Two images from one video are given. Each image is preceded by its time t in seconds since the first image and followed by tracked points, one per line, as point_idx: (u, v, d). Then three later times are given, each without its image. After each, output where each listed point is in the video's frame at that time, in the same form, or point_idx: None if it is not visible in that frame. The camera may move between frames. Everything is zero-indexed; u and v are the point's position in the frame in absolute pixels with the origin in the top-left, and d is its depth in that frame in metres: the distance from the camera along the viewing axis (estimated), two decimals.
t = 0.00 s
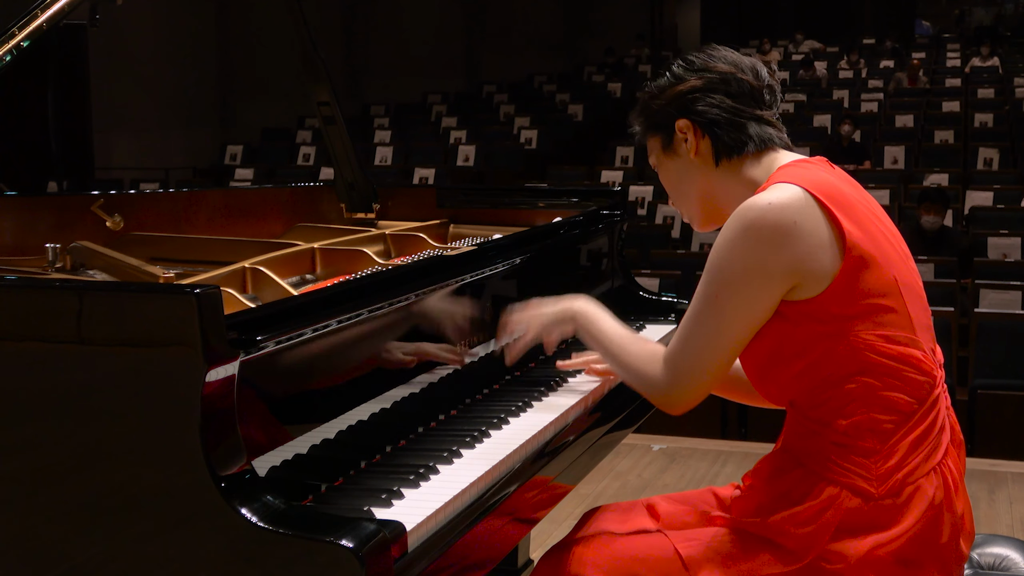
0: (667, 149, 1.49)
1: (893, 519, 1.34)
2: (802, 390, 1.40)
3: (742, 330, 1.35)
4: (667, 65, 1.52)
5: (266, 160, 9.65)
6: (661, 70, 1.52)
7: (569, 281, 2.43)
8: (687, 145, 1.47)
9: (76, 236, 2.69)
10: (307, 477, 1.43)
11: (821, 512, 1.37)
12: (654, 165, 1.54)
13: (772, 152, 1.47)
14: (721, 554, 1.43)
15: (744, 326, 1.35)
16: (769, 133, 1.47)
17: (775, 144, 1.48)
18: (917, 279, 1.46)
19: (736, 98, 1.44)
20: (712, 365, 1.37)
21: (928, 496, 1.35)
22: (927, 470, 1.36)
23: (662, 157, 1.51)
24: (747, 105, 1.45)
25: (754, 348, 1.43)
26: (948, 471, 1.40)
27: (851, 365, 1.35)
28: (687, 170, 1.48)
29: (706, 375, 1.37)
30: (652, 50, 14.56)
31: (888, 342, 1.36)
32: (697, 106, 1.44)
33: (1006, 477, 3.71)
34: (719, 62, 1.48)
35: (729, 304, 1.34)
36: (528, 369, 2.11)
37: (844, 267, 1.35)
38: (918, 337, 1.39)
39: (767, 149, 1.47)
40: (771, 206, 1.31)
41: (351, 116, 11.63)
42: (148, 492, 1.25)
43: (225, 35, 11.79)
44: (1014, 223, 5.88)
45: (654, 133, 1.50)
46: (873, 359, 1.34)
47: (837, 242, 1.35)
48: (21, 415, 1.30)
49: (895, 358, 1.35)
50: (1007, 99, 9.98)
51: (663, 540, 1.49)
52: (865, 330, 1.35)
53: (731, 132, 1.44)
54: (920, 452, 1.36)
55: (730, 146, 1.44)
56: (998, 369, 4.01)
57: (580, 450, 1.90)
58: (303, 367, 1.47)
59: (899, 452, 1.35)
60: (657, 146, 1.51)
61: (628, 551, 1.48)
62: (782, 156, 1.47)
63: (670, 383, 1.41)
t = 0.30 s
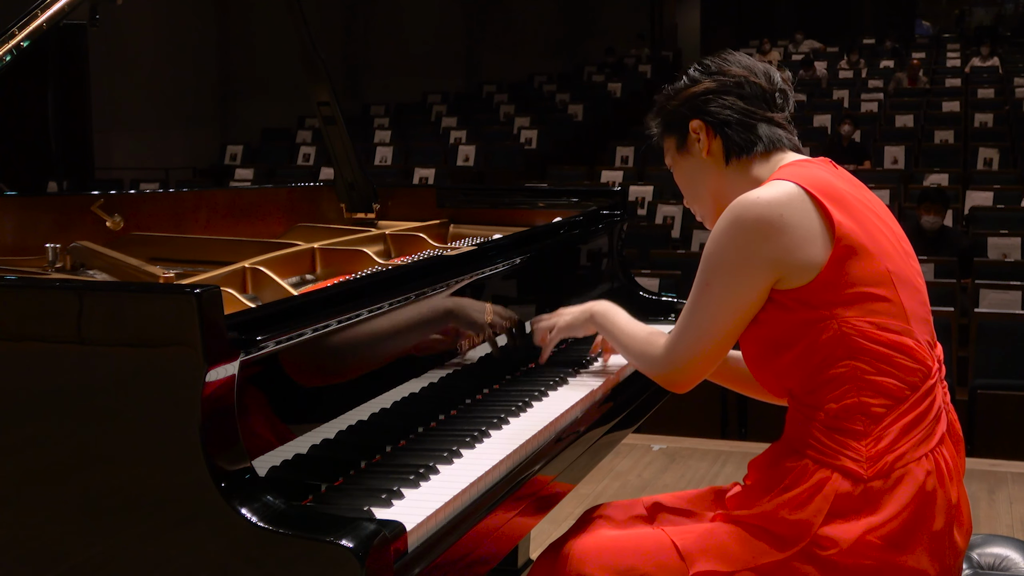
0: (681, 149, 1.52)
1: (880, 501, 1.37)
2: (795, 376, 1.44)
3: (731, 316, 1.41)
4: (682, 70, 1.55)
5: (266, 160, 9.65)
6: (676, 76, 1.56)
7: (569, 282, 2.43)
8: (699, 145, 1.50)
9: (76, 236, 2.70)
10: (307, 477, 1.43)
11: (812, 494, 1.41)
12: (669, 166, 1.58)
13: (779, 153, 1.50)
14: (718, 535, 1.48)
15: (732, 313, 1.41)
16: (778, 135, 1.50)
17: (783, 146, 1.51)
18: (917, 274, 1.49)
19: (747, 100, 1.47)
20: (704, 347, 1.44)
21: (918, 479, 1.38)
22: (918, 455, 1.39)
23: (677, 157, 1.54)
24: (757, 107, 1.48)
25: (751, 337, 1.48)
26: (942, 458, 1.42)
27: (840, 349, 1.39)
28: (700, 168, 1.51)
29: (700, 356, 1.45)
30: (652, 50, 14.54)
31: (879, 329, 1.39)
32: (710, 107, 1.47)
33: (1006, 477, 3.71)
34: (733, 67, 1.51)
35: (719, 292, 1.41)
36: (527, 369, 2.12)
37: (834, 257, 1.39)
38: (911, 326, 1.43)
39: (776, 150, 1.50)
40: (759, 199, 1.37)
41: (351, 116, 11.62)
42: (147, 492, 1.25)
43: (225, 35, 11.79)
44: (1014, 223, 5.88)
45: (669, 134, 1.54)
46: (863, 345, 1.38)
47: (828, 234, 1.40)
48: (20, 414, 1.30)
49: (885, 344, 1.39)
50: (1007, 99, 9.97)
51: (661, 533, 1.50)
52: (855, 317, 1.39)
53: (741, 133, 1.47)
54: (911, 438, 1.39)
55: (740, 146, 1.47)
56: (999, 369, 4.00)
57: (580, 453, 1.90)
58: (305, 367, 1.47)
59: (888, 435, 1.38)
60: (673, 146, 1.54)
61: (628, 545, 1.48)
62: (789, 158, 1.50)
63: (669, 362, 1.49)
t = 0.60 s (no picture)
0: (687, 155, 1.53)
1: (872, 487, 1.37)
2: (791, 365, 1.45)
3: (733, 310, 1.42)
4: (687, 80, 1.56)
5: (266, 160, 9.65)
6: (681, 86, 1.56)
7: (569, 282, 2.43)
8: (705, 151, 1.50)
9: (76, 236, 2.70)
10: (307, 477, 1.43)
11: (805, 481, 1.41)
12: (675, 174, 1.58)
13: (782, 155, 1.50)
14: (714, 525, 1.48)
15: (733, 307, 1.42)
16: (782, 140, 1.51)
17: (786, 149, 1.51)
18: (916, 270, 1.50)
19: (751, 107, 1.48)
20: (707, 343, 1.45)
21: (910, 465, 1.38)
22: (912, 442, 1.39)
23: (683, 164, 1.54)
24: (761, 113, 1.49)
25: (749, 330, 1.49)
26: (938, 448, 1.42)
27: (835, 338, 1.40)
28: (705, 174, 1.52)
29: (705, 353, 1.45)
30: (652, 50, 14.55)
31: (873, 318, 1.40)
32: (715, 114, 1.48)
33: (1006, 477, 3.71)
34: (737, 74, 1.51)
35: (721, 287, 1.42)
36: (527, 369, 2.11)
37: (830, 249, 1.40)
38: (907, 318, 1.43)
39: (779, 153, 1.50)
40: (756, 193, 1.39)
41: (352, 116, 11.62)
42: (148, 492, 1.25)
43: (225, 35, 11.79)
44: (1014, 223, 5.88)
45: (675, 141, 1.54)
46: (856, 331, 1.39)
47: (824, 228, 1.41)
48: (21, 414, 1.30)
49: (880, 333, 1.39)
50: (1007, 99, 9.97)
51: (660, 528, 1.50)
52: (850, 307, 1.40)
53: (746, 137, 1.47)
54: (905, 425, 1.39)
55: (744, 150, 1.47)
56: (1000, 369, 4.00)
57: (579, 452, 1.90)
58: (305, 365, 1.47)
59: (881, 422, 1.38)
60: (679, 153, 1.54)
61: (627, 542, 1.48)
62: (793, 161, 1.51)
63: (675, 361, 1.50)
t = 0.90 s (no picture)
0: (687, 157, 1.53)
1: (871, 481, 1.37)
2: (791, 362, 1.45)
3: (735, 309, 1.42)
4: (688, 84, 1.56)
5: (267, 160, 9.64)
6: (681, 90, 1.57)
7: (569, 282, 2.42)
8: (704, 153, 1.50)
9: (76, 236, 2.69)
10: (307, 477, 1.43)
11: (804, 476, 1.41)
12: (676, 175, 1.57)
13: (782, 156, 1.50)
14: (713, 522, 1.48)
15: (734, 305, 1.42)
16: (780, 142, 1.51)
17: (785, 152, 1.51)
18: (915, 267, 1.50)
19: (750, 110, 1.48)
20: (711, 342, 1.44)
21: (910, 460, 1.38)
22: (911, 437, 1.39)
23: (683, 166, 1.54)
24: (760, 116, 1.49)
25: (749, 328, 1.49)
26: (937, 444, 1.42)
27: (835, 335, 1.40)
28: (705, 175, 1.52)
29: (706, 351, 1.45)
30: (652, 50, 14.54)
31: (872, 313, 1.40)
32: (715, 115, 1.48)
33: (1006, 477, 3.71)
34: (738, 78, 1.52)
35: (723, 286, 1.41)
36: (527, 368, 2.11)
37: (829, 245, 1.40)
38: (907, 315, 1.43)
39: (779, 156, 1.50)
40: (756, 191, 1.39)
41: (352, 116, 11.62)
42: (148, 493, 1.25)
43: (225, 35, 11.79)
44: (1013, 223, 5.88)
45: (676, 144, 1.54)
46: (855, 327, 1.39)
47: (825, 224, 1.41)
48: (21, 415, 1.30)
49: (879, 329, 1.39)
50: (1007, 99, 9.98)
51: (660, 527, 1.50)
52: (849, 303, 1.40)
53: (745, 140, 1.47)
54: (905, 420, 1.39)
55: (743, 151, 1.47)
56: (1000, 369, 4.00)
57: (580, 451, 1.90)
58: (306, 365, 1.47)
59: (881, 417, 1.38)
60: (679, 156, 1.54)
61: (627, 541, 1.48)
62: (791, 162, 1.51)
63: (679, 361, 1.49)
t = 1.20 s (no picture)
0: (690, 156, 1.53)
1: (873, 481, 1.37)
2: (793, 362, 1.45)
3: (738, 311, 1.42)
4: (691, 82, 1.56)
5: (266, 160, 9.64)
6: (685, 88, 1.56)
7: (568, 282, 2.42)
8: (707, 152, 1.50)
9: (76, 236, 2.69)
10: (307, 477, 1.43)
11: (805, 476, 1.41)
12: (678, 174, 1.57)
13: (785, 156, 1.50)
14: (714, 522, 1.48)
15: (737, 305, 1.42)
16: (782, 142, 1.51)
17: (787, 151, 1.51)
18: (918, 268, 1.50)
19: (753, 109, 1.48)
20: (714, 343, 1.44)
21: (911, 460, 1.37)
22: (912, 438, 1.39)
23: (685, 164, 1.54)
24: (763, 115, 1.49)
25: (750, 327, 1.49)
26: (938, 444, 1.42)
27: (837, 335, 1.39)
28: (707, 174, 1.52)
29: (710, 352, 1.45)
30: (652, 50, 14.54)
31: (874, 314, 1.40)
32: (717, 114, 1.48)
33: (1006, 477, 3.71)
34: (741, 77, 1.51)
35: (726, 287, 1.41)
36: (527, 368, 2.11)
37: (832, 245, 1.40)
38: (910, 316, 1.43)
39: (782, 155, 1.50)
40: (759, 191, 1.39)
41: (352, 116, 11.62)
42: (147, 494, 1.25)
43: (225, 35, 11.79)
44: (1013, 223, 5.88)
45: (678, 143, 1.54)
46: (857, 327, 1.39)
47: (827, 224, 1.41)
48: (21, 415, 1.30)
49: (881, 329, 1.39)
50: (1007, 99, 9.98)
51: (660, 528, 1.51)
52: (851, 304, 1.40)
53: (749, 138, 1.47)
54: (906, 421, 1.39)
55: (746, 150, 1.47)
56: (999, 370, 4.00)
57: (580, 452, 1.90)
58: (306, 364, 1.47)
59: (883, 417, 1.38)
60: (681, 155, 1.54)
61: (627, 542, 1.48)
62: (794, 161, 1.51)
63: (684, 364, 1.50)
